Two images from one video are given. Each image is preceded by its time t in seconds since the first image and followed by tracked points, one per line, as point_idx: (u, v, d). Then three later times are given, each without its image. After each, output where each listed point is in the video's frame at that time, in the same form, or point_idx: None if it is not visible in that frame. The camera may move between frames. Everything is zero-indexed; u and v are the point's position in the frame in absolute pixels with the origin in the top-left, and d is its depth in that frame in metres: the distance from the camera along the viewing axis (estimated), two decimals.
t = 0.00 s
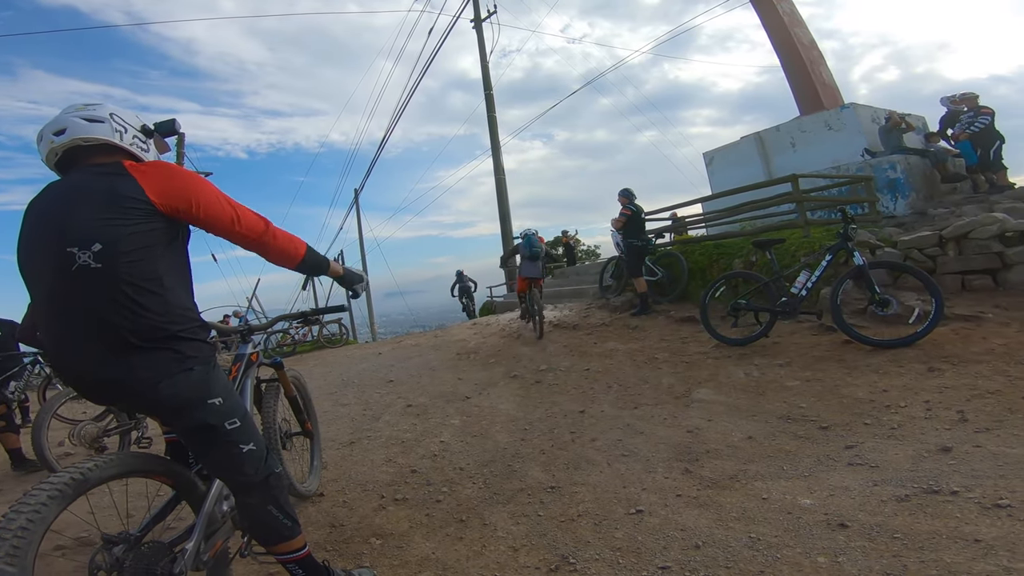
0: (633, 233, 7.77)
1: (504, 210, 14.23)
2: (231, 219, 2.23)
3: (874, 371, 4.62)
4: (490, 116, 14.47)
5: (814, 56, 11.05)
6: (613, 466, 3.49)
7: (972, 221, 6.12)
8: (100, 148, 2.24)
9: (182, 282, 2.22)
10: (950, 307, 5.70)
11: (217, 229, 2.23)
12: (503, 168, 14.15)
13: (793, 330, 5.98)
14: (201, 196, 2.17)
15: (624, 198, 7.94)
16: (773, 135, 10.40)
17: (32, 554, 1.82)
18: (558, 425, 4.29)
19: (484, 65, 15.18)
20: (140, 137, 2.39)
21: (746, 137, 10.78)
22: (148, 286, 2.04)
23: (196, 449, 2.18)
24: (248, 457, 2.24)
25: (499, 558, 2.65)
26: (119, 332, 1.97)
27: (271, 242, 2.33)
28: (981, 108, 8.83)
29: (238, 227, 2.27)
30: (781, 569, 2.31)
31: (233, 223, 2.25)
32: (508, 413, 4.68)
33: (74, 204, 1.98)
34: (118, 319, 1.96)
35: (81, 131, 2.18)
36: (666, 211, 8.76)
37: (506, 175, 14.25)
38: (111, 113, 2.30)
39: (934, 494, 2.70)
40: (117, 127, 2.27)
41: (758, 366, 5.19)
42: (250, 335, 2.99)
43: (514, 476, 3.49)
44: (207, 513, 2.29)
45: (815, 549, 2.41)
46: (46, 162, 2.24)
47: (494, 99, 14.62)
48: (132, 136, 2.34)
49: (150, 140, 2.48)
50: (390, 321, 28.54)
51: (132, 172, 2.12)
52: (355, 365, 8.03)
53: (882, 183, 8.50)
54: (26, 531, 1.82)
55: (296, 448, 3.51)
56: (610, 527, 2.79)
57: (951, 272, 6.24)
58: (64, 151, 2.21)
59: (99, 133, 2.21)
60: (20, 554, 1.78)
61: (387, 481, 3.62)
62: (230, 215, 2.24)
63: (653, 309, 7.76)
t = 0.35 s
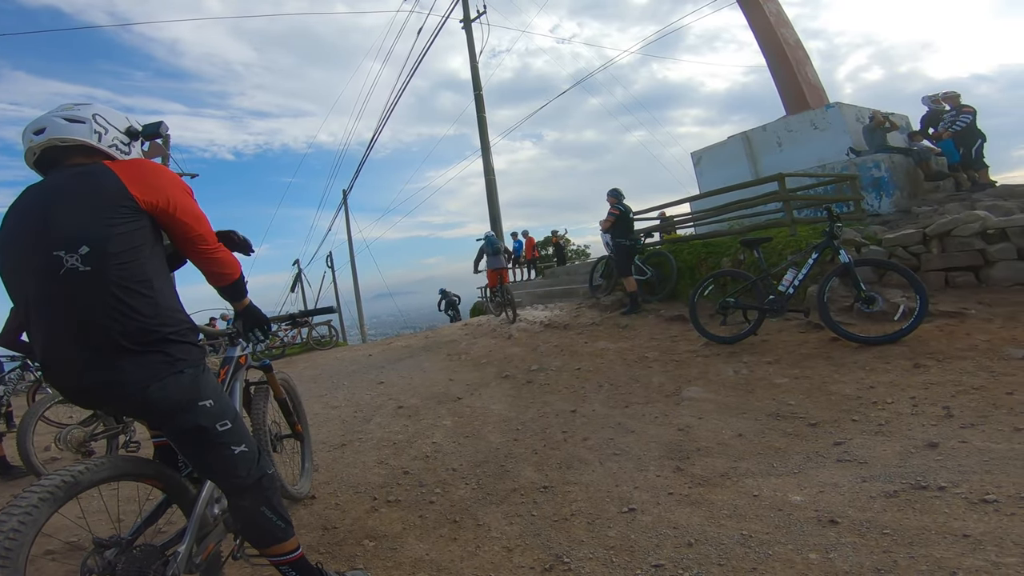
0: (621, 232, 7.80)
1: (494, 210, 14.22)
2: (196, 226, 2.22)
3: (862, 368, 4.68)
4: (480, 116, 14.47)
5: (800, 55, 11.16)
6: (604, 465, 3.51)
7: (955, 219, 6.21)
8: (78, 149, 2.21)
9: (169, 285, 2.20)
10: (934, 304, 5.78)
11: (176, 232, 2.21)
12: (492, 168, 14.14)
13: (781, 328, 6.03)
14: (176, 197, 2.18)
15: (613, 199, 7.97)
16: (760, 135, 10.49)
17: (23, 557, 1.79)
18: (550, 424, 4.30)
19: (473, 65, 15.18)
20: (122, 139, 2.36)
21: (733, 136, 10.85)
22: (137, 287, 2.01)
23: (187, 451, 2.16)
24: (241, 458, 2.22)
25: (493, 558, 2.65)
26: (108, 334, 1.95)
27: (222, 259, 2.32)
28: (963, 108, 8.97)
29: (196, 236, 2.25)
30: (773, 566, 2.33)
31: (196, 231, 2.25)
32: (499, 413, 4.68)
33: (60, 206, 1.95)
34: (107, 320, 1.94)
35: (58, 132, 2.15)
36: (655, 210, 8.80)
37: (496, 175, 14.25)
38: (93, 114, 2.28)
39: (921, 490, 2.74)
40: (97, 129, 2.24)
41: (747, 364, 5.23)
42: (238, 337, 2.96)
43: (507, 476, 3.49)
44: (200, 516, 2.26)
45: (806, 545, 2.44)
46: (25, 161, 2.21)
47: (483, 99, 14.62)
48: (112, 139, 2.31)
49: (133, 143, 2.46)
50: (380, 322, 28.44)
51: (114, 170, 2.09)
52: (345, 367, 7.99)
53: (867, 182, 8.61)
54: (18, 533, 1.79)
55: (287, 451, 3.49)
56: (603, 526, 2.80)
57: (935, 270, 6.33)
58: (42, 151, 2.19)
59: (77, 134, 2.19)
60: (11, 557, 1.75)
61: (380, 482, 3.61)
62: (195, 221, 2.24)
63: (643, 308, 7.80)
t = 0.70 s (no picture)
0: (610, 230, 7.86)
1: (485, 210, 14.21)
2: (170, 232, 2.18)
3: (850, 365, 4.72)
4: (470, 116, 14.45)
5: (787, 55, 11.23)
6: (596, 464, 3.52)
7: (939, 217, 6.27)
8: (64, 150, 2.18)
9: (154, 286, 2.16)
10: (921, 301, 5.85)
11: (147, 235, 2.14)
12: (483, 167, 14.13)
13: (771, 325, 6.07)
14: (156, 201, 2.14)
15: (602, 198, 7.99)
16: (748, 134, 10.55)
17: (11, 561, 1.78)
18: (541, 424, 4.31)
19: (463, 65, 15.16)
20: (112, 145, 2.33)
21: (721, 135, 10.91)
22: (121, 289, 1.99)
23: (176, 454, 2.14)
24: (230, 461, 2.21)
25: (485, 559, 2.65)
26: (93, 337, 1.93)
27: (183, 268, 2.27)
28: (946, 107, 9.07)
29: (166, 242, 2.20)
30: (763, 565, 2.35)
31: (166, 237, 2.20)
32: (491, 413, 4.68)
33: (42, 208, 1.93)
34: (91, 323, 1.92)
35: (46, 132, 2.13)
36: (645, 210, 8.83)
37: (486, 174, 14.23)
38: (87, 118, 2.27)
39: (909, 487, 2.77)
40: (86, 133, 2.22)
41: (737, 361, 5.27)
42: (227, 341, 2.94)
43: (499, 477, 3.49)
44: (189, 519, 2.24)
45: (796, 543, 2.46)
46: (11, 161, 2.18)
47: (473, 99, 14.60)
48: (101, 144, 2.29)
49: (123, 149, 2.43)
50: (371, 324, 28.33)
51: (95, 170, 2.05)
52: (336, 369, 7.96)
53: (854, 180, 8.68)
54: (5, 537, 1.77)
55: (277, 454, 3.47)
56: (595, 526, 2.81)
57: (921, 267, 6.40)
58: (29, 151, 2.16)
59: (65, 136, 2.17)
60: None
61: (371, 484, 3.60)
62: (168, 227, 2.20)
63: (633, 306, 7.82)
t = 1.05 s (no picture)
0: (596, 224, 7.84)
1: (474, 206, 14.13)
2: (116, 239, 2.10)
3: (839, 354, 4.70)
4: (456, 113, 14.34)
5: (770, 45, 11.19)
6: (583, 463, 3.47)
7: (925, 201, 6.23)
8: (8, 158, 2.10)
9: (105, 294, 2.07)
10: (909, 287, 5.83)
11: (93, 242, 2.05)
12: (470, 164, 14.04)
13: (760, 315, 6.05)
14: (102, 205, 2.06)
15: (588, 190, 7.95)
16: (733, 123, 10.52)
17: None
18: (530, 422, 4.25)
19: (447, 62, 15.03)
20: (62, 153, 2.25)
21: (707, 126, 10.88)
22: (66, 300, 1.90)
23: (138, 467, 2.08)
24: (196, 473, 2.15)
25: (469, 565, 2.60)
26: (41, 351, 1.85)
27: (132, 271, 2.19)
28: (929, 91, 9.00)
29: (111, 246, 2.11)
30: (752, 568, 2.30)
31: (112, 244, 2.11)
32: (480, 413, 4.62)
33: None
34: (36, 337, 1.84)
35: None
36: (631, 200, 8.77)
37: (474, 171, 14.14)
38: (36, 124, 2.19)
39: (903, 483, 2.72)
40: (33, 139, 2.13)
41: (726, 352, 5.23)
42: (200, 347, 2.86)
43: (486, 478, 3.44)
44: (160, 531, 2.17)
45: (786, 544, 2.41)
46: None
47: (459, 96, 14.50)
48: (49, 152, 2.20)
49: (76, 157, 2.34)
50: (365, 324, 28.21)
51: (32, 180, 1.95)
52: (326, 371, 7.89)
53: (839, 167, 8.66)
54: None
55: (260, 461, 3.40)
56: (581, 528, 2.76)
57: (910, 252, 6.38)
58: None
59: (10, 142, 2.08)
60: None
61: (356, 489, 3.53)
62: (114, 233, 2.11)
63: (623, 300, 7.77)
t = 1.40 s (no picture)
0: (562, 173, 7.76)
1: (444, 174, 13.83)
2: None
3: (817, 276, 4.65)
4: (410, 83, 13.87)
5: None
6: (568, 425, 3.43)
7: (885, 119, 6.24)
8: None
9: None
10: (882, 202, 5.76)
11: None
12: (432, 131, 13.66)
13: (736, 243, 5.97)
14: None
15: (551, 141, 7.75)
16: (687, 60, 10.23)
17: None
18: (515, 387, 4.20)
19: (393, 28, 14.41)
20: None
21: (661, 65, 10.57)
22: None
23: (90, 491, 2.26)
24: (148, 489, 2.31)
25: (458, 548, 2.59)
26: None
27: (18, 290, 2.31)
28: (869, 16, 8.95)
29: None
30: (741, 529, 2.28)
31: None
32: (466, 383, 4.57)
33: None
34: None
35: None
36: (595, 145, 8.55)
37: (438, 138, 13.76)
38: None
39: (894, 421, 2.69)
40: None
41: (705, 287, 5.17)
42: (147, 362, 2.89)
43: (472, 453, 3.40)
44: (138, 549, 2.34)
45: (775, 501, 2.38)
46: None
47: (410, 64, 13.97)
48: None
49: None
50: (358, 304, 28.06)
51: None
52: (315, 359, 7.82)
53: (797, 95, 8.64)
54: None
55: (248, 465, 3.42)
56: (566, 498, 2.74)
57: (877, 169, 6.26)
58: None
59: None
60: None
61: (348, 480, 3.48)
62: None
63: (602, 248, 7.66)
